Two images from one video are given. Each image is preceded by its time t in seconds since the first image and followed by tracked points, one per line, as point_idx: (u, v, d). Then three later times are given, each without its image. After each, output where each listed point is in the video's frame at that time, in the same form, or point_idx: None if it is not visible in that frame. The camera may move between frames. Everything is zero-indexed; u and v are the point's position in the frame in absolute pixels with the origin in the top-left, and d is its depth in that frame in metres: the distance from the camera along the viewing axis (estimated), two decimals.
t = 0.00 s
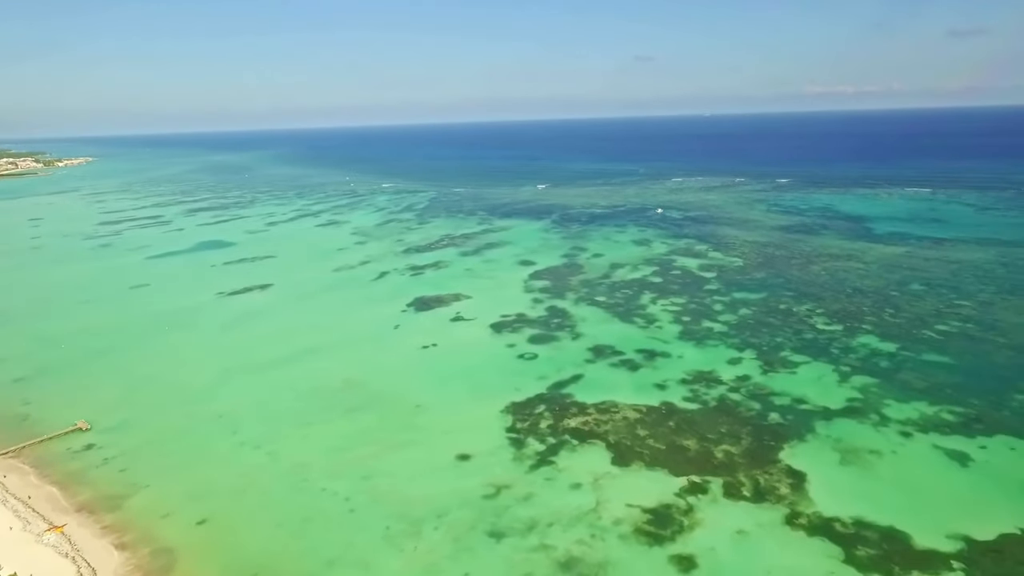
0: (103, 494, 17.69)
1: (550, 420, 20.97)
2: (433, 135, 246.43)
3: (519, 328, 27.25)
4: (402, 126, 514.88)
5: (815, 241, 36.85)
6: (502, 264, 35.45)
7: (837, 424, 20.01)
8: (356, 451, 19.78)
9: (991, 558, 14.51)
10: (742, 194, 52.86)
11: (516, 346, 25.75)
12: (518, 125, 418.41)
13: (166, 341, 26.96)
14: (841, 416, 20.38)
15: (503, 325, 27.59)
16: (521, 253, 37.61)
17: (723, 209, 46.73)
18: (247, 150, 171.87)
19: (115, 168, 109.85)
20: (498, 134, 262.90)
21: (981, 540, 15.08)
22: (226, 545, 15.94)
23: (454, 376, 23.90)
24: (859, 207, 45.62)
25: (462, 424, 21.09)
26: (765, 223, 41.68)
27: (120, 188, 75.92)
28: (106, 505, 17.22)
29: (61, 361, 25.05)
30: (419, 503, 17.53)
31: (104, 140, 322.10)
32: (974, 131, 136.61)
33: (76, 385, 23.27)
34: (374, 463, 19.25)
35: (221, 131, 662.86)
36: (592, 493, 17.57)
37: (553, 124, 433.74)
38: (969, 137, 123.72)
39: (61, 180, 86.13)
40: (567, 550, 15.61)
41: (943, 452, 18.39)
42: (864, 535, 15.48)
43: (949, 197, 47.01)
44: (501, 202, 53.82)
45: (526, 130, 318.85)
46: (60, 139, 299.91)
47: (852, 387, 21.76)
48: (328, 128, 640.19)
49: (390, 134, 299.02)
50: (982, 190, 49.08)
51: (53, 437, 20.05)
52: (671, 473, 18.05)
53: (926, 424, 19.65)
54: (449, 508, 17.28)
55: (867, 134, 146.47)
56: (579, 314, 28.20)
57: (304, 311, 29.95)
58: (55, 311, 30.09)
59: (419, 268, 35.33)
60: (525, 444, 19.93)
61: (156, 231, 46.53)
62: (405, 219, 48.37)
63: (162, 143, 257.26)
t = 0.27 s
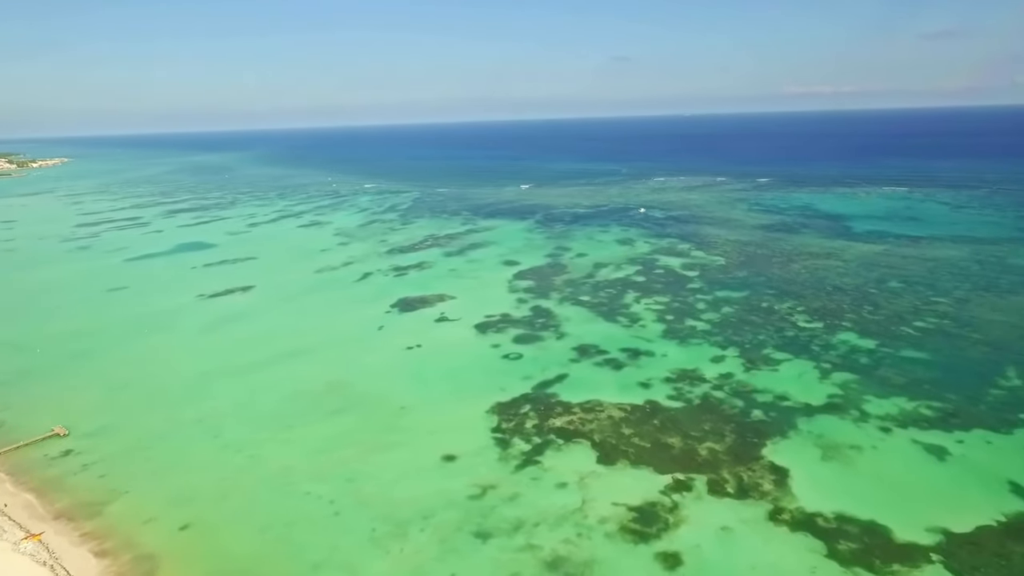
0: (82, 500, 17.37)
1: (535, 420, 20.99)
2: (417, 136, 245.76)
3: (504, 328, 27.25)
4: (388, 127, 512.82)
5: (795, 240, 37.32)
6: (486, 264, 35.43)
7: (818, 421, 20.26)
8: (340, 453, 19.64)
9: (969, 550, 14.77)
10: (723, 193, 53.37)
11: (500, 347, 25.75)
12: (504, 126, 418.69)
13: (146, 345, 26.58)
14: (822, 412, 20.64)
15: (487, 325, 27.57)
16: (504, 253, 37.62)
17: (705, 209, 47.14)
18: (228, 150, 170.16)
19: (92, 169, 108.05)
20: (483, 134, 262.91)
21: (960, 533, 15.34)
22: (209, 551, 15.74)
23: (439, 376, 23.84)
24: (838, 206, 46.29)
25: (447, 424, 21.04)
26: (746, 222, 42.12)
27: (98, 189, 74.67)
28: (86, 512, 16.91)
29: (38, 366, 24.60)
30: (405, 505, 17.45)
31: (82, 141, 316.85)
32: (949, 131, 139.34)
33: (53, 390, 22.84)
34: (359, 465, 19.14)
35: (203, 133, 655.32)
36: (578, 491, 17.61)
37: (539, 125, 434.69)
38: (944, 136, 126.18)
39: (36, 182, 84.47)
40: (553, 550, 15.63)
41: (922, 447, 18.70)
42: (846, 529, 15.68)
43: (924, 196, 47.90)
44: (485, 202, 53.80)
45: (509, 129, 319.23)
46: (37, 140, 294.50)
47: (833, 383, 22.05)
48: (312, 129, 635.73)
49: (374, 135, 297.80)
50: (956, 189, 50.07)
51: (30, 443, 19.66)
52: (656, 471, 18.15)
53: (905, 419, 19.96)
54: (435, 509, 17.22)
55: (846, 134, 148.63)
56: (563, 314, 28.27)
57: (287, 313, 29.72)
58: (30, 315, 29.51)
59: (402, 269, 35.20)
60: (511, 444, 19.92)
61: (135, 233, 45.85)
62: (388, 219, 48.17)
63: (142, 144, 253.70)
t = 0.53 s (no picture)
0: (69, 505, 17.17)
1: (526, 420, 21.01)
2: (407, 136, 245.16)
3: (495, 328, 27.25)
4: (378, 127, 511.30)
5: (784, 239, 37.59)
6: (477, 265, 35.41)
7: (808, 419, 20.41)
8: (331, 454, 19.56)
9: (956, 545, 14.93)
10: (713, 193, 53.67)
11: (491, 347, 25.75)
12: (495, 125, 418.61)
13: (134, 347, 26.38)
14: (811, 410, 20.81)
15: (478, 326, 27.57)
16: (495, 253, 37.61)
17: (695, 208, 47.38)
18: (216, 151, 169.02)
19: (78, 169, 106.89)
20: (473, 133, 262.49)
21: (947, 528, 15.51)
22: (199, 554, 15.62)
23: (430, 377, 23.80)
24: (826, 205, 46.67)
25: (439, 425, 21.01)
26: (735, 222, 42.38)
27: (84, 190, 73.86)
28: (73, 516, 16.72)
29: (23, 368, 24.32)
30: (396, 506, 17.40)
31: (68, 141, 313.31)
32: (935, 132, 140.75)
33: (39, 393, 22.59)
34: (350, 466, 19.07)
35: (189, 131, 650.46)
36: (569, 491, 17.64)
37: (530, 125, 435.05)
38: (930, 135, 127.29)
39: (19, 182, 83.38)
40: (545, 549, 15.65)
41: (909, 443, 18.88)
42: (836, 526, 15.80)
43: (911, 195, 48.41)
44: (475, 202, 53.78)
45: (500, 130, 319.17)
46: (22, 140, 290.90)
47: (822, 381, 22.24)
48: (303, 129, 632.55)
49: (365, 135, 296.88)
50: (942, 188, 50.62)
51: (15, 447, 19.41)
52: (647, 470, 18.21)
53: (893, 416, 20.15)
54: (427, 510, 17.19)
55: (834, 134, 149.81)
56: (554, 313, 28.31)
57: (276, 314, 29.57)
58: (15, 318, 29.17)
59: (393, 269, 35.11)
60: (502, 444, 19.92)
61: (122, 234, 45.43)
62: (378, 220, 48.03)
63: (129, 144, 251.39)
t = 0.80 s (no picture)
0: (58, 508, 17.01)
1: (520, 420, 21.02)
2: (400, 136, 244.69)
3: (488, 329, 27.24)
4: (371, 128, 510.18)
5: (775, 239, 37.78)
6: (469, 265, 35.39)
7: (799, 417, 20.53)
8: (323, 456, 19.49)
9: (946, 542, 15.06)
10: (705, 193, 53.89)
11: (484, 347, 25.75)
12: (489, 126, 418.58)
13: (124, 349, 26.18)
14: (803, 408, 20.93)
15: (471, 326, 27.55)
16: (487, 253, 37.60)
17: (687, 208, 47.54)
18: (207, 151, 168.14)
19: (66, 170, 105.95)
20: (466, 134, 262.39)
21: (937, 525, 15.63)
22: (190, 557, 15.52)
23: (423, 378, 23.77)
24: (817, 205, 46.95)
25: (432, 425, 20.98)
26: (727, 221, 42.56)
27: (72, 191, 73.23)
28: (62, 519, 16.56)
29: (11, 371, 24.10)
30: (389, 507, 17.35)
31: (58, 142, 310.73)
32: (925, 132, 141.86)
33: (28, 396, 22.37)
34: (343, 467, 19.01)
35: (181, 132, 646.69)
36: (563, 491, 17.65)
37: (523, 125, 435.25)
38: (920, 136, 128.30)
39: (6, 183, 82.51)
40: (538, 549, 15.65)
41: (900, 441, 19.02)
42: (827, 524, 15.89)
43: (900, 195, 48.79)
44: (468, 202, 53.76)
45: (493, 130, 319.19)
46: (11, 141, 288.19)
47: (813, 380, 22.37)
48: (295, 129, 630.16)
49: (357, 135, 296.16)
50: (931, 188, 51.06)
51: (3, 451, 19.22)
52: (640, 469, 18.25)
53: (884, 414, 20.30)
54: (420, 511, 17.16)
55: (824, 134, 150.75)
56: (546, 313, 28.34)
57: (268, 315, 29.46)
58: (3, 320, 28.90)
59: (385, 270, 35.04)
60: (496, 444, 19.91)
61: (112, 235, 45.10)
62: (370, 220, 47.92)
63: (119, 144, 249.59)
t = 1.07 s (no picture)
0: (49, 511, 16.89)
1: (514, 420, 21.02)
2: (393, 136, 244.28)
3: (482, 329, 27.23)
4: (365, 128, 509.16)
5: (768, 238, 37.94)
6: (463, 265, 35.38)
7: (792, 416, 20.62)
8: (317, 457, 19.44)
9: (938, 539, 15.17)
10: (698, 192, 54.07)
11: (478, 347, 25.74)
12: (483, 126, 418.42)
13: (116, 350, 26.01)
14: (795, 407, 21.03)
15: (465, 326, 27.54)
16: (481, 253, 37.60)
17: (680, 208, 47.68)
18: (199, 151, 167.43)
19: (56, 171, 105.11)
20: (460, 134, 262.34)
21: (928, 522, 15.75)
22: (183, 559, 15.45)
23: (417, 378, 23.74)
24: (809, 204, 47.19)
25: (426, 426, 20.95)
26: (720, 221, 42.72)
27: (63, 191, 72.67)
28: (53, 522, 16.44)
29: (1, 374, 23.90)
30: (384, 507, 17.32)
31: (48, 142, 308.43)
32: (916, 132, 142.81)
33: (18, 398, 22.20)
34: (337, 468, 18.96)
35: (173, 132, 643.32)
36: (557, 490, 17.67)
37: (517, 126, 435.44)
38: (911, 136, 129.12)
39: None
40: (533, 549, 15.67)
41: (891, 439, 19.14)
42: (820, 522, 15.97)
43: (891, 194, 49.12)
44: (462, 203, 53.75)
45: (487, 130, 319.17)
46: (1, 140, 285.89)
47: (806, 378, 22.49)
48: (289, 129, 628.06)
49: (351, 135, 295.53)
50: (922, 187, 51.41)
51: None
52: (634, 469, 18.28)
53: (876, 413, 20.42)
54: (414, 511, 17.14)
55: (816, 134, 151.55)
56: (540, 313, 28.36)
57: (261, 316, 29.35)
58: None
59: (379, 270, 34.99)
60: (490, 444, 19.91)
61: (103, 236, 44.81)
62: (364, 221, 47.83)
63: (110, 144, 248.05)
